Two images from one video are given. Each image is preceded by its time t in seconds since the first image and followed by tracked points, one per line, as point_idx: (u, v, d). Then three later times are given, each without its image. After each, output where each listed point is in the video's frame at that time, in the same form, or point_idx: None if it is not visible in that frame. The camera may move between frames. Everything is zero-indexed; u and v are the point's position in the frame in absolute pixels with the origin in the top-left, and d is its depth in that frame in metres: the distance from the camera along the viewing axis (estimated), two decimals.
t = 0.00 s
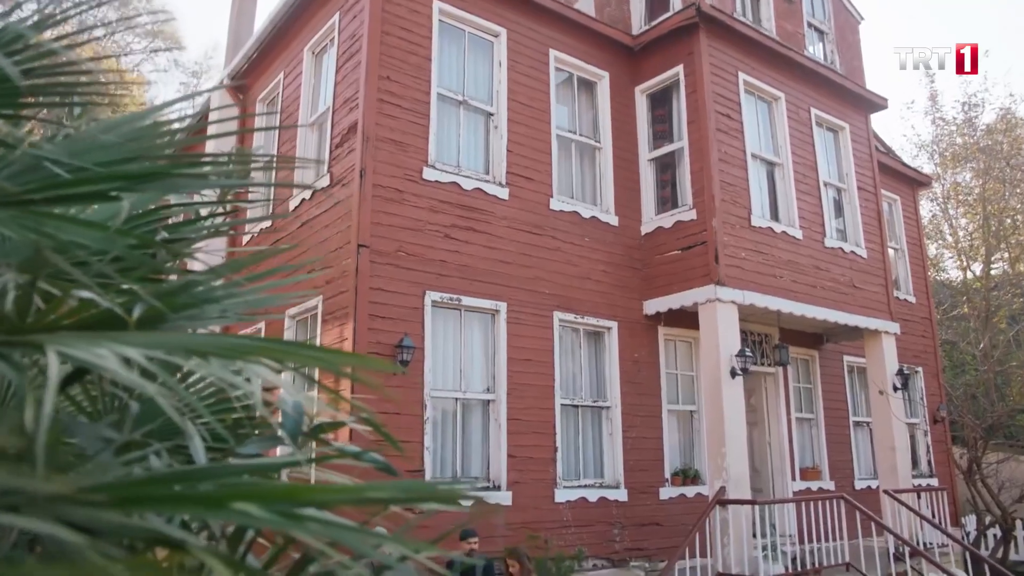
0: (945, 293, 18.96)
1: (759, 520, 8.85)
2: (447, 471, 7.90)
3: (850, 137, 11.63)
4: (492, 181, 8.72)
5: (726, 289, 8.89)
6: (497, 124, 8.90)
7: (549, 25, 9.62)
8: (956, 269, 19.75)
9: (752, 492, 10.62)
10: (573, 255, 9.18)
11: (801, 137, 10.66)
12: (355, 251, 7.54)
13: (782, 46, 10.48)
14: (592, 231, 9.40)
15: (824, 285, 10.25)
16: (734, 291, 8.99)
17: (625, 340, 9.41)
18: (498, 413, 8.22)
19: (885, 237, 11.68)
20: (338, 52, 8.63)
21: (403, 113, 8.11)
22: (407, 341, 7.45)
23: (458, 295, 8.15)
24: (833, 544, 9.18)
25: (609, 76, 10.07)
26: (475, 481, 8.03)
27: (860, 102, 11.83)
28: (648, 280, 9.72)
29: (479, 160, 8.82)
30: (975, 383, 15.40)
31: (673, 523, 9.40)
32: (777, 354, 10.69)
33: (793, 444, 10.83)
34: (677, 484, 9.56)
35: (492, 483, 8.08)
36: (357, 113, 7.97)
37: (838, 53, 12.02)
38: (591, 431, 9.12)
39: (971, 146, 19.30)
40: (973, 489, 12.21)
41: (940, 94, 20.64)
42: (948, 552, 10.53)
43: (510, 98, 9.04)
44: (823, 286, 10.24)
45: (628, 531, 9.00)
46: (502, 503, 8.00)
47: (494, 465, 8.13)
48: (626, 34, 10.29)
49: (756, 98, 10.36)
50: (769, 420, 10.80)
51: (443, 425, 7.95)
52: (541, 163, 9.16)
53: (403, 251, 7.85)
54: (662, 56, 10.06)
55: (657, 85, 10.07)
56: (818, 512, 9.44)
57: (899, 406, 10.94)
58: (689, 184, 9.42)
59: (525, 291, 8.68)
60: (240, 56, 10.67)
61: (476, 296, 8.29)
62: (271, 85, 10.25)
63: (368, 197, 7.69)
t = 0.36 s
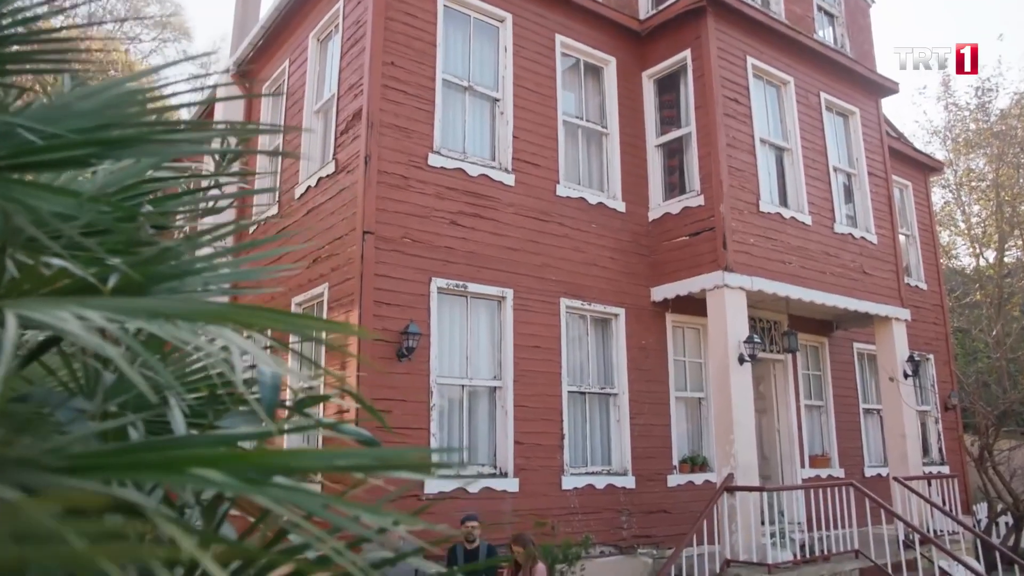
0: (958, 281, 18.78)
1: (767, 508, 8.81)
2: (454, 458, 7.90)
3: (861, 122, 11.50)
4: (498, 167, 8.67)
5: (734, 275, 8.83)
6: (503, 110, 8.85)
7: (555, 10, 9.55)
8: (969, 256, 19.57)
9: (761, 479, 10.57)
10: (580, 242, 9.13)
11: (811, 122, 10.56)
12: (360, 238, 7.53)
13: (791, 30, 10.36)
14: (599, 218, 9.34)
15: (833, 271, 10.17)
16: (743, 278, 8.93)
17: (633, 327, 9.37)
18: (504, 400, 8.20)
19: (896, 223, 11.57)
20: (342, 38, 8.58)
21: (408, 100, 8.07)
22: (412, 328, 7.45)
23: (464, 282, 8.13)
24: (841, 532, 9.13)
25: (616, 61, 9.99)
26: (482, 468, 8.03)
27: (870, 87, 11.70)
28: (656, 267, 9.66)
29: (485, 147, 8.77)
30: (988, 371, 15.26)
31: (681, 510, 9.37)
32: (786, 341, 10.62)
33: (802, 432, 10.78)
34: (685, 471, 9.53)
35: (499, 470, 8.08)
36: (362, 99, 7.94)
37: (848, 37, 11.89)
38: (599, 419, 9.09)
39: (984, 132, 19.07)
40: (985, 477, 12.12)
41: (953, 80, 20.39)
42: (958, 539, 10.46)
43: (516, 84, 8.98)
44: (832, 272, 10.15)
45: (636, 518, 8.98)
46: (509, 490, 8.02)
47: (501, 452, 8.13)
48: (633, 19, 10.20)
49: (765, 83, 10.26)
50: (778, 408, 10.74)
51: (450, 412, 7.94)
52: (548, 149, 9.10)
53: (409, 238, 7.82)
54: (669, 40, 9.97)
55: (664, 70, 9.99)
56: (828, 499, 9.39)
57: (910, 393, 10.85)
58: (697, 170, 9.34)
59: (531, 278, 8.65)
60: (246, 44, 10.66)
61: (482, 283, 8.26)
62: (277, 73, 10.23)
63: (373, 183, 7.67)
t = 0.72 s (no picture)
0: (969, 268, 18.65)
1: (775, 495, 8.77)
2: (460, 445, 7.89)
3: (871, 107, 11.37)
4: (503, 153, 8.62)
5: (741, 262, 8.77)
6: (508, 96, 8.78)
7: None
8: (981, 244, 19.39)
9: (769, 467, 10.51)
10: (587, 228, 9.07)
11: (820, 107, 10.45)
12: (365, 225, 7.51)
13: (800, 13, 10.23)
14: (605, 204, 9.28)
15: (842, 257, 10.08)
16: (750, 264, 8.86)
17: (640, 315, 9.32)
18: (510, 388, 8.18)
19: (906, 209, 11.45)
20: (346, 24, 8.53)
21: (412, 86, 8.03)
22: (417, 315, 7.44)
23: (469, 269, 8.10)
24: (851, 520, 9.07)
25: (623, 46, 9.90)
26: (488, 456, 8.02)
27: (880, 71, 11.56)
28: (663, 253, 9.59)
29: (490, 133, 8.72)
30: (999, 358, 15.14)
31: (689, 498, 9.34)
32: (795, 328, 10.54)
33: (811, 419, 10.72)
34: (692, 459, 9.49)
35: (505, 457, 8.07)
36: (366, 86, 7.89)
37: (858, 21, 11.74)
38: (605, 406, 9.06)
39: (998, 117, 18.84)
40: (996, 465, 12.04)
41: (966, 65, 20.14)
42: (968, 528, 10.40)
43: (521, 69, 8.91)
44: (842, 259, 10.06)
45: (643, 505, 8.96)
46: (515, 477, 8.01)
47: (507, 440, 8.11)
48: (639, 4, 10.10)
49: (773, 68, 10.15)
50: (786, 396, 10.68)
51: (456, 399, 7.93)
52: (554, 135, 9.03)
53: (413, 225, 7.79)
54: (676, 25, 9.87)
55: (671, 55, 9.89)
56: (836, 486, 9.34)
57: (920, 380, 10.76)
58: (705, 155, 9.26)
59: (537, 265, 8.61)
60: (250, 31, 10.61)
61: (487, 270, 8.23)
62: (282, 61, 10.19)
63: (378, 170, 7.64)
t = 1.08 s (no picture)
0: (980, 256, 18.51)
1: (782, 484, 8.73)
2: (464, 434, 7.87)
3: (880, 93, 11.25)
4: (508, 140, 8.57)
5: (747, 249, 8.70)
6: (513, 83, 8.72)
7: None
8: (993, 232, 19.22)
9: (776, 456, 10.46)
10: (592, 216, 9.02)
11: (828, 93, 10.34)
12: (368, 213, 7.47)
13: None
14: (610, 192, 9.22)
15: (851, 245, 9.99)
16: (757, 252, 8.79)
17: (645, 303, 9.27)
18: (515, 376, 8.15)
19: (916, 196, 11.34)
20: (349, 11, 8.48)
21: (415, 73, 7.98)
22: (421, 303, 7.42)
23: (473, 256, 8.06)
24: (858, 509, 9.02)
25: (628, 33, 9.82)
26: (492, 444, 8.00)
27: (889, 56, 11.43)
28: (669, 241, 9.53)
29: (494, 120, 8.67)
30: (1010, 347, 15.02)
31: (695, 486, 9.30)
32: (802, 317, 10.47)
33: (819, 408, 10.66)
34: (699, 448, 9.45)
35: (509, 446, 8.05)
36: (368, 73, 7.85)
37: (867, 6, 11.61)
38: (611, 394, 9.02)
39: (1010, 105, 18.64)
40: (1006, 454, 11.95)
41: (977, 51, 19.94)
42: (977, 517, 10.33)
43: (525, 56, 8.85)
44: (850, 246, 9.97)
45: (649, 494, 8.93)
46: (520, 466, 8.00)
47: (512, 428, 8.09)
48: None
49: (780, 54, 10.05)
50: (794, 384, 10.61)
51: (460, 388, 7.91)
52: (558, 122, 8.97)
53: (417, 212, 7.76)
54: (682, 11, 9.78)
55: (677, 41, 9.80)
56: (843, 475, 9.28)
57: (929, 369, 10.67)
58: (711, 142, 9.18)
59: (542, 253, 8.57)
60: (254, 20, 10.56)
61: (491, 258, 8.19)
62: (286, 50, 10.15)
63: (381, 158, 7.60)
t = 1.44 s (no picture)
0: (990, 245, 18.37)
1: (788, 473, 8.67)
2: (468, 422, 7.86)
3: (888, 79, 11.14)
4: (511, 128, 8.52)
5: (753, 236, 8.63)
6: (516, 70, 8.66)
7: None
8: (1004, 220, 19.04)
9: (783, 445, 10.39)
10: (596, 203, 8.96)
11: (835, 79, 10.24)
12: (370, 200, 7.45)
13: None
14: (615, 179, 9.16)
15: (858, 232, 9.90)
16: (763, 239, 8.73)
17: (651, 291, 9.21)
18: (519, 364, 8.12)
19: (924, 183, 11.23)
20: None
21: (417, 60, 7.93)
22: (424, 291, 7.40)
23: (477, 244, 8.03)
24: (865, 499, 8.96)
25: (633, 19, 9.73)
26: (496, 433, 7.98)
27: (898, 42, 11.30)
28: (675, 229, 9.47)
29: (498, 107, 8.62)
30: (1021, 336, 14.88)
31: (701, 475, 9.26)
32: (809, 305, 10.39)
33: (826, 397, 10.59)
34: (705, 437, 9.40)
35: (513, 434, 8.04)
36: (371, 60, 7.81)
37: None
38: (616, 383, 8.98)
39: (1021, 92, 18.45)
40: (1015, 443, 11.85)
41: (989, 38, 19.72)
42: (986, 506, 10.26)
43: (529, 43, 8.79)
44: (857, 233, 9.88)
45: (655, 483, 8.89)
46: (524, 455, 7.97)
47: (516, 417, 8.08)
48: None
49: (787, 39, 9.95)
50: (801, 373, 10.52)
51: (464, 376, 7.89)
52: (562, 109, 8.91)
53: (420, 200, 7.72)
54: None
55: (682, 28, 9.71)
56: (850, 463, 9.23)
57: (938, 357, 10.58)
58: (716, 129, 9.10)
59: (546, 241, 8.52)
60: (257, 8, 10.51)
61: (495, 245, 8.15)
62: (289, 39, 10.12)
63: (383, 145, 7.56)
